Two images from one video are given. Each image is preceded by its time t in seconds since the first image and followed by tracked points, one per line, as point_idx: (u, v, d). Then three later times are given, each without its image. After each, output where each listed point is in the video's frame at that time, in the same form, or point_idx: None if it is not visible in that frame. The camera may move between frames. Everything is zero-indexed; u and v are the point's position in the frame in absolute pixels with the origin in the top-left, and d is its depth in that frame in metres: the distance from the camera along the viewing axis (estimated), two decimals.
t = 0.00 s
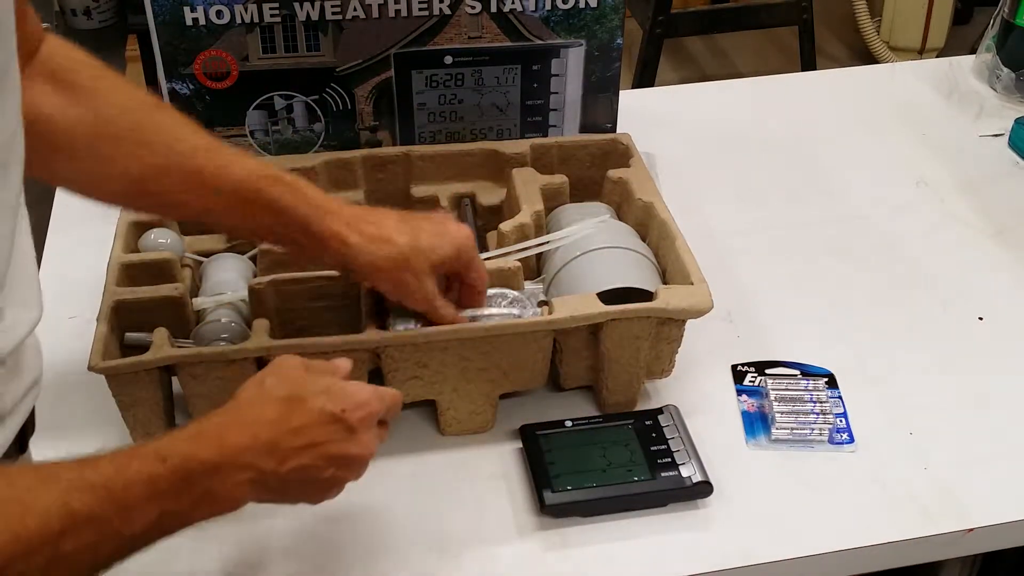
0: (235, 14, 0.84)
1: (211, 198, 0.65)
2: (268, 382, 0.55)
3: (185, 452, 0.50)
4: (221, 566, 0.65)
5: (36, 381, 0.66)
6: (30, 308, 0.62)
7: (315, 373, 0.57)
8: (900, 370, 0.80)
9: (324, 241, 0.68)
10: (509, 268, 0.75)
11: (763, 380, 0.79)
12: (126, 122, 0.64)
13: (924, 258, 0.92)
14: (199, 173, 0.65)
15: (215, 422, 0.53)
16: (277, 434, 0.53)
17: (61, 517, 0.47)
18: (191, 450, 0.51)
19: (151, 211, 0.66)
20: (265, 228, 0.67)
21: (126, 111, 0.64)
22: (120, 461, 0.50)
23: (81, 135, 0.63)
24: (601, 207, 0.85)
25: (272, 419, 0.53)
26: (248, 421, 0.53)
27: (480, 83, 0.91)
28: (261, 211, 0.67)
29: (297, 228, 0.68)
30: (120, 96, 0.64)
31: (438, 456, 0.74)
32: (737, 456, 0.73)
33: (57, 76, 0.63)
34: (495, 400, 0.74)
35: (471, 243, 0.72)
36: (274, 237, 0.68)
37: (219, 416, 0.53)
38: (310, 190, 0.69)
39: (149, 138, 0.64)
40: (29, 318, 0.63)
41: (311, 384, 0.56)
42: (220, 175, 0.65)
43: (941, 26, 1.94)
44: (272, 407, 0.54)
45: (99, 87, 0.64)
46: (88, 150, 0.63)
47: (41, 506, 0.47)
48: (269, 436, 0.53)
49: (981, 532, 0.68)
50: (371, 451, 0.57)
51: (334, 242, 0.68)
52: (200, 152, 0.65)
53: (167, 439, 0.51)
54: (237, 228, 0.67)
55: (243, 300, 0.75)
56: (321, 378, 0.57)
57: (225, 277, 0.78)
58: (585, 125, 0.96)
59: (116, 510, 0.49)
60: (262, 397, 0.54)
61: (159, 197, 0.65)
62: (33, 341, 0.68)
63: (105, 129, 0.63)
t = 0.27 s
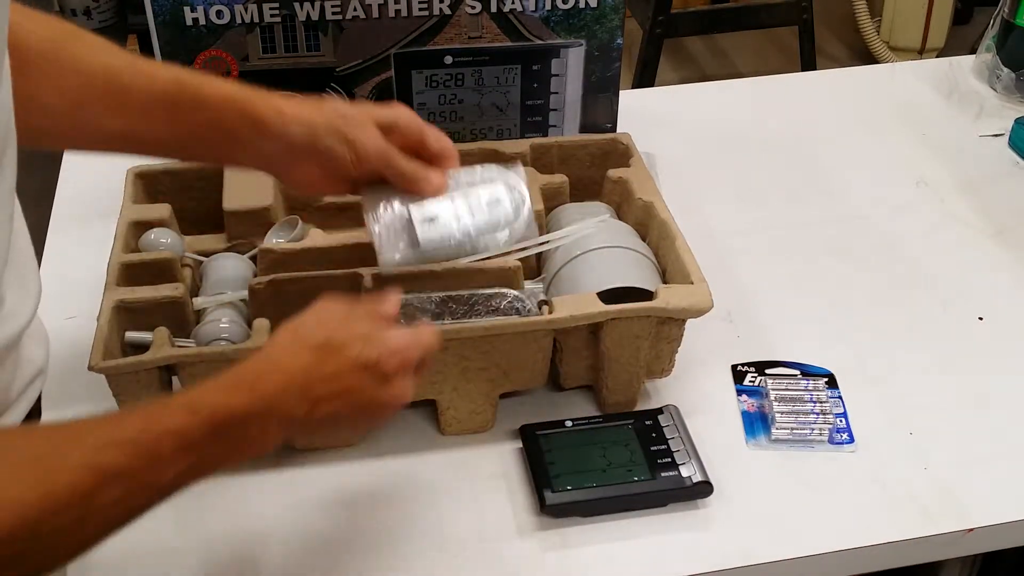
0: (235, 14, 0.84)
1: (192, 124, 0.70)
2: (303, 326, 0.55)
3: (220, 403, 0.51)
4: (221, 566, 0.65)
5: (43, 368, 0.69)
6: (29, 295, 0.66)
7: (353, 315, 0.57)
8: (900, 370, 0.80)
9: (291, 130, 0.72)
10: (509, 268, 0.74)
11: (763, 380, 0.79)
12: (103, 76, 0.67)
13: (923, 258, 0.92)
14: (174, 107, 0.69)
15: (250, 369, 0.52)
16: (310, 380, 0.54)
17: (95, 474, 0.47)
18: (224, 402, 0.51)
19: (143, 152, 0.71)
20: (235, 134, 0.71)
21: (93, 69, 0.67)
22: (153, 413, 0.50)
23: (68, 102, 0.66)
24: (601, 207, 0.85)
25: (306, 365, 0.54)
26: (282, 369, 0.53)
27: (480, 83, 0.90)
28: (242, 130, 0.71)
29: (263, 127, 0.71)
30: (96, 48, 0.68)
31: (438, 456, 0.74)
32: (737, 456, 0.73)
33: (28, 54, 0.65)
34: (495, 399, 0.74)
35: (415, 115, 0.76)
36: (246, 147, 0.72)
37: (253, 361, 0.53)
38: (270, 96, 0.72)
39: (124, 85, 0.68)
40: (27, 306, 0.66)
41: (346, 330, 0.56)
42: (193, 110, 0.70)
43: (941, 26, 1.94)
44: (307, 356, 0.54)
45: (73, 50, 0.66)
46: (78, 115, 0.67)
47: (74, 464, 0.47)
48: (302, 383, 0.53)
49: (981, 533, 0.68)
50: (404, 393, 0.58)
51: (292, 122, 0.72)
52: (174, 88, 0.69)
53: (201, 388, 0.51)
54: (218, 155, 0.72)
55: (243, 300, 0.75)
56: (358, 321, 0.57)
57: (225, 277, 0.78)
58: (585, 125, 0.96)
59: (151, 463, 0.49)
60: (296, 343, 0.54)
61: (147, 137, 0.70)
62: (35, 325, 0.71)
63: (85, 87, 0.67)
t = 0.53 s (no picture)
0: (234, 14, 0.84)
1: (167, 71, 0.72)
2: (343, 217, 0.54)
3: (261, 312, 0.51)
4: (222, 565, 0.65)
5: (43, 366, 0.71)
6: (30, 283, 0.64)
7: (391, 202, 0.56)
8: (900, 370, 0.80)
9: (245, 64, 0.74)
10: (509, 268, 0.74)
11: (764, 380, 0.79)
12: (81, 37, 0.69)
13: (923, 258, 0.92)
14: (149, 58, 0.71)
15: (290, 274, 0.52)
16: (352, 273, 0.54)
17: (144, 402, 0.48)
18: (267, 312, 0.51)
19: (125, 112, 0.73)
20: (195, 75, 0.73)
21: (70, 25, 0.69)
22: (195, 332, 0.50)
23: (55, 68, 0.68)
24: (601, 206, 0.85)
25: (347, 262, 0.54)
26: (322, 270, 0.53)
27: (480, 83, 0.91)
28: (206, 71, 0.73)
29: (219, 63, 0.73)
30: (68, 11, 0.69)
31: (438, 455, 0.74)
32: (737, 457, 0.73)
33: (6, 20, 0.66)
34: (495, 399, 0.74)
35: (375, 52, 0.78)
36: (203, 86, 0.74)
37: (293, 263, 0.53)
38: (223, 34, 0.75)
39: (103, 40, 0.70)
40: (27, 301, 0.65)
41: (389, 217, 0.55)
42: (168, 55, 0.72)
43: (942, 25, 1.94)
44: (347, 252, 0.53)
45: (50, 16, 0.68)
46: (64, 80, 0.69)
47: (121, 397, 0.48)
48: (344, 277, 0.54)
49: (981, 533, 0.68)
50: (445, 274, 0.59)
51: (248, 56, 0.74)
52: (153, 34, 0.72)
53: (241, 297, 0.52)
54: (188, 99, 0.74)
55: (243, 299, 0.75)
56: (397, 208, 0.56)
57: (226, 277, 0.78)
58: (585, 124, 0.96)
59: (198, 383, 0.50)
60: (335, 239, 0.54)
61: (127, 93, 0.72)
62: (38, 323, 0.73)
63: (67, 47, 0.68)
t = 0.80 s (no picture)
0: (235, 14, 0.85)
1: (162, 45, 0.74)
2: (351, 209, 0.54)
3: (264, 307, 0.52)
4: (222, 565, 0.65)
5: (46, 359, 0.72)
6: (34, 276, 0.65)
7: (401, 193, 0.56)
8: (900, 370, 0.80)
9: (240, 30, 0.75)
10: (509, 268, 0.74)
11: (764, 380, 0.79)
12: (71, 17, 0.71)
13: (923, 258, 0.92)
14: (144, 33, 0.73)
15: (294, 268, 0.53)
16: (357, 266, 0.55)
17: (143, 402, 0.49)
18: (270, 307, 0.52)
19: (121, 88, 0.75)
20: (190, 46, 0.75)
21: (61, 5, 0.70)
22: (195, 327, 0.51)
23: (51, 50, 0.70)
24: (601, 206, 0.85)
25: (353, 256, 0.54)
26: (327, 264, 0.53)
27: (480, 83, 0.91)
28: (201, 42, 0.75)
29: (214, 31, 0.75)
30: None
31: (438, 455, 0.74)
32: (737, 457, 0.73)
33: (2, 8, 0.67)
34: (495, 399, 0.74)
35: (373, 14, 0.77)
36: (200, 57, 0.75)
37: (299, 256, 0.53)
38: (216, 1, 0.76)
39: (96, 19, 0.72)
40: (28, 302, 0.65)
41: (399, 211, 0.55)
42: (161, 30, 0.74)
43: (942, 25, 1.94)
44: (354, 247, 0.54)
45: None
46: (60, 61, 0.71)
47: (119, 396, 0.48)
48: (349, 271, 0.54)
49: (981, 533, 0.68)
50: (458, 262, 0.60)
51: (242, 21, 0.75)
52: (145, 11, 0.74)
53: (243, 290, 0.52)
54: (186, 72, 0.76)
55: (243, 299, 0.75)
56: (407, 199, 0.56)
57: (226, 277, 0.78)
58: (585, 124, 0.96)
59: (198, 379, 0.51)
60: (343, 232, 0.54)
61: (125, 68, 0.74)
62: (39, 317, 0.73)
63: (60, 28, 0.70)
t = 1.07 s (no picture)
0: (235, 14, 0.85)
1: (168, 49, 0.74)
2: (354, 219, 0.55)
3: (264, 316, 0.53)
4: (222, 565, 0.65)
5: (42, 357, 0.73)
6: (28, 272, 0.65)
7: (403, 203, 0.57)
8: (900, 370, 0.80)
9: (250, 33, 0.75)
10: (509, 268, 0.74)
11: (764, 380, 0.79)
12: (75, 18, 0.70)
13: (923, 258, 0.92)
14: (152, 36, 0.73)
15: (296, 277, 0.54)
16: (358, 276, 0.56)
17: (142, 408, 0.50)
18: (270, 316, 0.53)
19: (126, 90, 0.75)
20: (200, 48, 0.74)
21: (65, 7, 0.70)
22: (196, 335, 0.52)
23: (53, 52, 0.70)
24: (602, 207, 0.85)
25: (354, 266, 0.55)
26: (328, 273, 0.55)
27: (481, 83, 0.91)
28: (212, 46, 0.75)
29: (224, 34, 0.74)
30: None
31: (439, 455, 0.74)
32: (738, 457, 0.73)
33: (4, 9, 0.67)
34: (495, 399, 0.74)
35: (382, 16, 0.76)
36: (209, 60, 0.75)
37: (300, 266, 0.54)
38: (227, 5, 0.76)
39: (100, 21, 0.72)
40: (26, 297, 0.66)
41: (403, 221, 0.56)
42: (165, 33, 0.73)
43: (941, 25, 1.94)
44: (355, 257, 0.55)
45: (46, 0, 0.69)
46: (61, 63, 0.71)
47: (117, 404, 0.49)
48: (349, 281, 0.56)
49: (981, 532, 0.68)
50: (461, 272, 0.61)
51: (252, 25, 0.75)
52: (151, 13, 0.73)
53: (244, 298, 0.53)
54: (195, 75, 0.76)
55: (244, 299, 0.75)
56: (410, 210, 0.57)
57: (226, 277, 0.78)
58: (585, 124, 0.96)
59: (196, 387, 0.52)
60: (345, 242, 0.55)
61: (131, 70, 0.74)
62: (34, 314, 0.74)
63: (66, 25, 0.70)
